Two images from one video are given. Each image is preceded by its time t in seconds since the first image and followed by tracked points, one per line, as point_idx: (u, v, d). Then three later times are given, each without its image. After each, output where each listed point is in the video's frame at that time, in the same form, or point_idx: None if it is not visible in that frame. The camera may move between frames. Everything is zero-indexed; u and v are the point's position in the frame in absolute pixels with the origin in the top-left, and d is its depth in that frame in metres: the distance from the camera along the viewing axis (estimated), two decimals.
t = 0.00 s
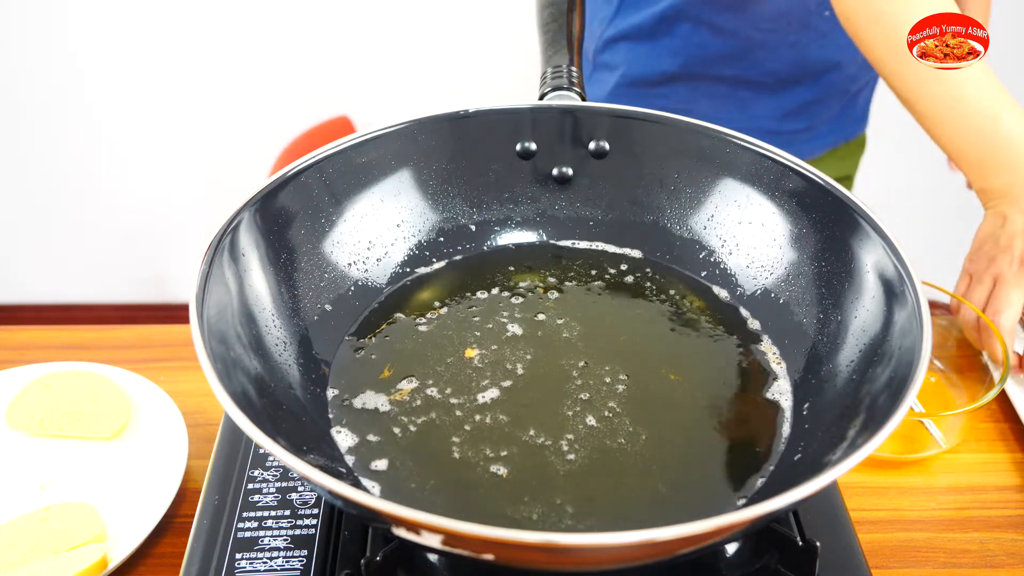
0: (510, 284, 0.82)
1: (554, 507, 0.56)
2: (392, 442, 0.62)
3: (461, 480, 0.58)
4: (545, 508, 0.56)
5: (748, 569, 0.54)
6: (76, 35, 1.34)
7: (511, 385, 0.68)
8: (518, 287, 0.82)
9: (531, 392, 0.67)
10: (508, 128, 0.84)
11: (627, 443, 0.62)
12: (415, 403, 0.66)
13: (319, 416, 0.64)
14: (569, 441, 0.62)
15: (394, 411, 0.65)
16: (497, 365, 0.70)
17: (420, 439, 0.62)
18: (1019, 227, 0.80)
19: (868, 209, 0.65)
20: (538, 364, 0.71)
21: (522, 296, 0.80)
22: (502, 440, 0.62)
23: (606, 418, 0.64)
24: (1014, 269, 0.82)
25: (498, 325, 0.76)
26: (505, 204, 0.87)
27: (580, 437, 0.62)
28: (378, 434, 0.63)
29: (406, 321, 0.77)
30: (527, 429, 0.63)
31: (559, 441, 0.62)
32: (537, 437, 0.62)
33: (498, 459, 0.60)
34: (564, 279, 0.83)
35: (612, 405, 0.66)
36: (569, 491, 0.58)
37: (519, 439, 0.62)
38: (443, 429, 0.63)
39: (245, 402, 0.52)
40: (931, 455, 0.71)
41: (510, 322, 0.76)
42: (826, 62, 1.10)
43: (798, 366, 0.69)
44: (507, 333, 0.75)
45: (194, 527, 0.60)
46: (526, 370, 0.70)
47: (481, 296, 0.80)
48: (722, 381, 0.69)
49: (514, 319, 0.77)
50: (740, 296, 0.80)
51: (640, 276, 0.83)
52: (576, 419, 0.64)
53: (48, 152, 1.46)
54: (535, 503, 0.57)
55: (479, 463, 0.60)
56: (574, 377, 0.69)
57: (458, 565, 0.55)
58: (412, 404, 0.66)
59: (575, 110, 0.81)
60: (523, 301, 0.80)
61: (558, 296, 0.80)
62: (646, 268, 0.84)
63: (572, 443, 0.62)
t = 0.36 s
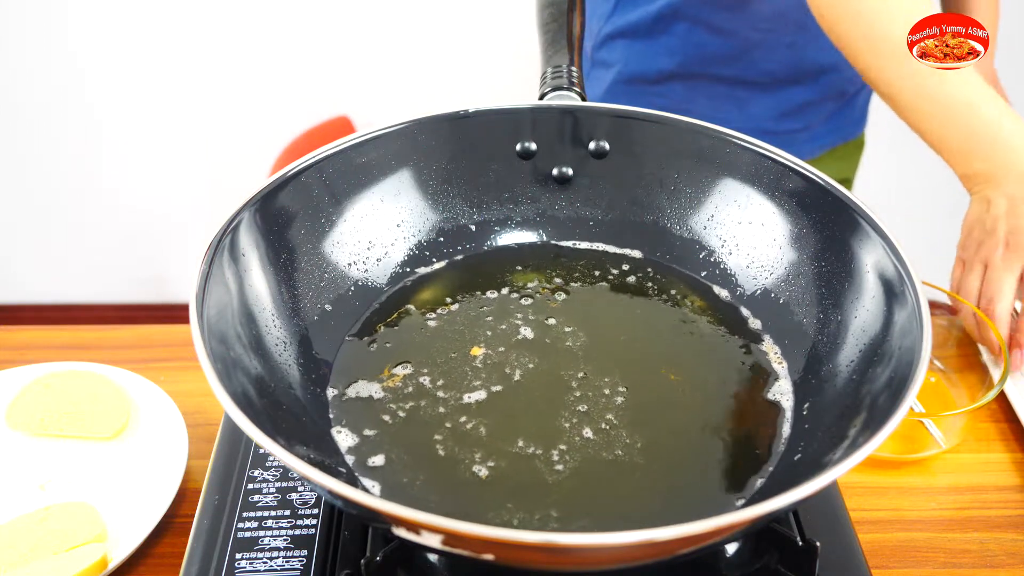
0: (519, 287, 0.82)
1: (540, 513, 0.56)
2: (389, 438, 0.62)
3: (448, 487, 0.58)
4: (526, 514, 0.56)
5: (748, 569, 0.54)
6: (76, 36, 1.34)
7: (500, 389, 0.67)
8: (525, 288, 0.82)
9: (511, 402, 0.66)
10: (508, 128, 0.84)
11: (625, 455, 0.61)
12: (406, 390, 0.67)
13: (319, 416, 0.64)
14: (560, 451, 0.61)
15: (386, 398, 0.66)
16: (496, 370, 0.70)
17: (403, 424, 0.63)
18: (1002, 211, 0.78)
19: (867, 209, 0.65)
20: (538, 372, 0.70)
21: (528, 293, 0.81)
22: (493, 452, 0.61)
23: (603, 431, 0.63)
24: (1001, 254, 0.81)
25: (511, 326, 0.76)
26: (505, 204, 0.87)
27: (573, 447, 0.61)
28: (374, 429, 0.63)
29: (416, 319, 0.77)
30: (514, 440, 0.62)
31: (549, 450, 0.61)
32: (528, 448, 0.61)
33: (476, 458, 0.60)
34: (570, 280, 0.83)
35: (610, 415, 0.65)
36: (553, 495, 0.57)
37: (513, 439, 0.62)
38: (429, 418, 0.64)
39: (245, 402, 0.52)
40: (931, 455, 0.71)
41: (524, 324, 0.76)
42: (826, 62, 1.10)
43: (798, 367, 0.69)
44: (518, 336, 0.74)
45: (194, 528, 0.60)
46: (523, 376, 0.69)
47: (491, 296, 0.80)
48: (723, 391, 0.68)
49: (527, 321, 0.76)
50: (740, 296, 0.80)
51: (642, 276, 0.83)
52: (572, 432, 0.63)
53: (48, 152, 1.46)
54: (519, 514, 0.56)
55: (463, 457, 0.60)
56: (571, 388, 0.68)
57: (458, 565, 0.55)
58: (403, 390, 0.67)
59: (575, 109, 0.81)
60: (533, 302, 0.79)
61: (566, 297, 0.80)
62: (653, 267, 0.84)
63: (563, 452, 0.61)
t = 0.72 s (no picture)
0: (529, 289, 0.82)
1: (526, 515, 0.56)
2: (384, 431, 0.63)
3: (438, 488, 0.58)
4: (510, 516, 0.56)
5: (748, 568, 0.54)
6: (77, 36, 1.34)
7: (488, 387, 0.68)
8: (531, 292, 0.81)
9: (501, 402, 0.66)
10: (508, 128, 0.84)
11: (618, 464, 0.60)
12: (401, 372, 0.69)
13: (319, 416, 0.64)
14: (549, 456, 0.61)
15: (380, 380, 0.68)
16: (492, 369, 0.70)
17: (391, 412, 0.65)
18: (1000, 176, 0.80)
19: (867, 209, 0.65)
20: (533, 375, 0.69)
21: (529, 292, 0.81)
22: (478, 451, 0.61)
23: (597, 438, 0.62)
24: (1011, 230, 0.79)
25: (519, 330, 0.75)
26: (505, 204, 0.87)
27: (563, 454, 0.61)
28: (370, 420, 0.64)
29: (423, 313, 0.78)
30: (501, 446, 0.62)
31: (540, 454, 0.61)
32: (524, 455, 0.61)
33: (460, 452, 0.61)
34: (574, 284, 0.83)
35: (604, 424, 0.64)
36: (534, 498, 0.57)
37: (492, 437, 0.63)
38: (413, 408, 0.65)
39: (245, 402, 0.52)
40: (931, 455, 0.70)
41: (533, 328, 0.76)
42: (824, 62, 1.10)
43: (798, 367, 0.69)
44: (525, 341, 0.74)
45: (194, 528, 0.60)
46: (517, 380, 0.69)
47: (499, 297, 0.80)
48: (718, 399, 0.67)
49: (536, 326, 0.76)
50: (740, 296, 0.80)
51: (643, 279, 0.83)
52: (565, 439, 0.62)
53: (48, 152, 1.46)
54: (504, 516, 0.56)
55: (451, 449, 0.61)
56: (566, 396, 0.67)
57: (458, 565, 0.55)
58: (396, 372, 0.69)
59: (575, 109, 0.81)
60: (540, 307, 0.79)
61: (572, 301, 0.80)
62: (653, 268, 0.84)
63: (552, 456, 0.61)
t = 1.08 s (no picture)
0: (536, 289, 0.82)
1: (512, 516, 0.56)
2: (380, 430, 0.63)
3: (433, 488, 0.58)
4: (500, 516, 0.55)
5: (748, 568, 0.54)
6: (78, 36, 1.34)
7: (480, 382, 0.68)
8: (540, 291, 0.81)
9: (500, 401, 0.66)
10: (507, 128, 0.84)
11: (608, 470, 0.59)
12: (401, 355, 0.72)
13: (319, 416, 0.64)
14: (537, 459, 0.60)
15: (383, 363, 0.71)
16: (489, 365, 0.70)
17: (393, 396, 0.67)
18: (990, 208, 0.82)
19: (867, 209, 0.65)
20: (529, 377, 0.69)
21: (529, 291, 0.81)
22: (464, 449, 0.61)
23: (589, 443, 0.62)
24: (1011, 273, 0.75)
25: (528, 329, 0.75)
26: (505, 204, 0.87)
27: (552, 458, 0.60)
28: (372, 413, 0.65)
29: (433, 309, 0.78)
30: (490, 447, 0.61)
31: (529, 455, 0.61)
32: (501, 454, 0.60)
33: (445, 448, 0.61)
34: (580, 283, 0.83)
35: (598, 428, 0.63)
36: (516, 498, 0.57)
37: (477, 432, 0.63)
38: (407, 395, 0.67)
39: (245, 402, 0.52)
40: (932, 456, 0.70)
41: (541, 329, 0.75)
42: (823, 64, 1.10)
43: (798, 366, 0.69)
44: (531, 342, 0.73)
45: (194, 528, 0.60)
46: (512, 378, 0.69)
47: (508, 295, 0.81)
48: (721, 400, 0.67)
49: (545, 327, 0.76)
50: (740, 296, 0.80)
51: (645, 277, 0.83)
52: (556, 443, 0.62)
53: (49, 151, 1.46)
54: (492, 515, 0.56)
55: (434, 444, 0.62)
56: (558, 403, 0.66)
57: (458, 565, 0.55)
58: (396, 357, 0.71)
59: (575, 109, 0.81)
60: (546, 308, 0.79)
61: (578, 302, 0.79)
62: (653, 267, 0.84)
63: (540, 459, 0.60)
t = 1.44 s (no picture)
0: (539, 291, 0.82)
1: (501, 516, 0.55)
2: (378, 429, 0.63)
3: (432, 487, 0.58)
4: (492, 517, 0.55)
5: (748, 568, 0.54)
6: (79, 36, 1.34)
7: (470, 378, 0.69)
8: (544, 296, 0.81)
9: (499, 402, 0.66)
10: (507, 127, 0.84)
11: (594, 480, 0.58)
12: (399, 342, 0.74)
13: (318, 416, 0.64)
14: (524, 463, 0.60)
15: (381, 352, 0.72)
16: (484, 364, 0.71)
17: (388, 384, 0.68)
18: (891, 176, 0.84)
19: (867, 209, 0.65)
20: (520, 383, 0.68)
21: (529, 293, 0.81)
22: (447, 447, 0.61)
23: (580, 451, 0.61)
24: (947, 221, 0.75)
25: (531, 335, 0.75)
26: (505, 204, 0.87)
27: (540, 463, 0.60)
28: (368, 404, 0.66)
29: (434, 307, 0.79)
30: (477, 450, 0.61)
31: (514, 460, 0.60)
32: (488, 458, 0.60)
33: (429, 445, 0.61)
34: (585, 290, 0.82)
35: (590, 437, 0.62)
36: (500, 501, 0.57)
37: (467, 433, 0.63)
38: (402, 385, 0.68)
39: (245, 402, 0.52)
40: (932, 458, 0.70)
41: (544, 337, 0.75)
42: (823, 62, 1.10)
43: (798, 366, 0.69)
44: (531, 347, 0.73)
45: (194, 527, 0.60)
46: (502, 379, 0.69)
47: (513, 296, 0.81)
48: (722, 404, 0.66)
49: (550, 335, 0.75)
50: (740, 296, 0.80)
51: (647, 280, 0.83)
52: (546, 451, 0.61)
53: (49, 151, 1.46)
54: (482, 514, 0.56)
55: (416, 442, 0.62)
56: (550, 414, 0.65)
57: (458, 565, 0.55)
58: (392, 343, 0.73)
59: (575, 109, 0.81)
60: (551, 313, 0.78)
61: (582, 309, 0.79)
62: (653, 268, 0.84)
63: (527, 465, 0.60)
